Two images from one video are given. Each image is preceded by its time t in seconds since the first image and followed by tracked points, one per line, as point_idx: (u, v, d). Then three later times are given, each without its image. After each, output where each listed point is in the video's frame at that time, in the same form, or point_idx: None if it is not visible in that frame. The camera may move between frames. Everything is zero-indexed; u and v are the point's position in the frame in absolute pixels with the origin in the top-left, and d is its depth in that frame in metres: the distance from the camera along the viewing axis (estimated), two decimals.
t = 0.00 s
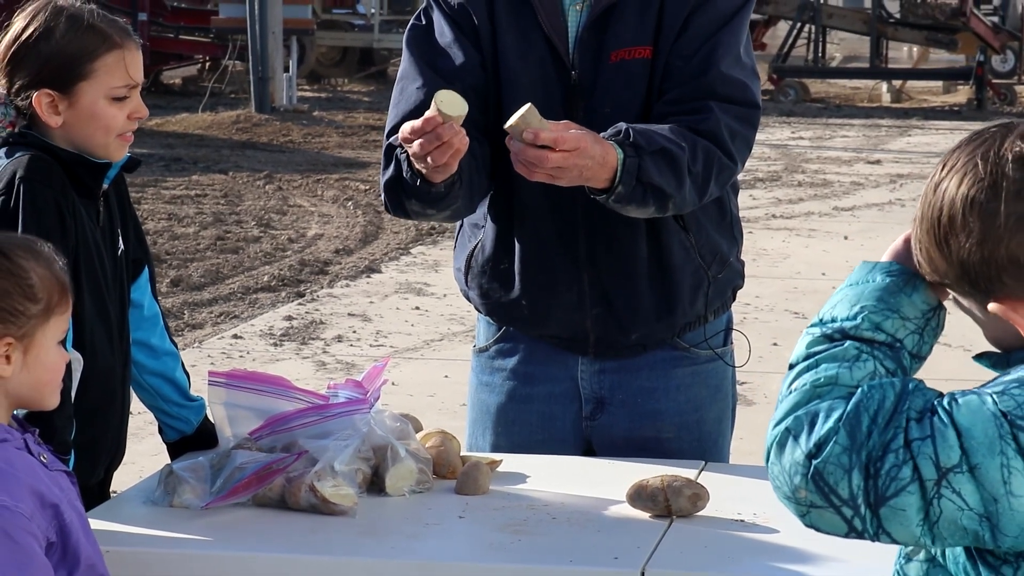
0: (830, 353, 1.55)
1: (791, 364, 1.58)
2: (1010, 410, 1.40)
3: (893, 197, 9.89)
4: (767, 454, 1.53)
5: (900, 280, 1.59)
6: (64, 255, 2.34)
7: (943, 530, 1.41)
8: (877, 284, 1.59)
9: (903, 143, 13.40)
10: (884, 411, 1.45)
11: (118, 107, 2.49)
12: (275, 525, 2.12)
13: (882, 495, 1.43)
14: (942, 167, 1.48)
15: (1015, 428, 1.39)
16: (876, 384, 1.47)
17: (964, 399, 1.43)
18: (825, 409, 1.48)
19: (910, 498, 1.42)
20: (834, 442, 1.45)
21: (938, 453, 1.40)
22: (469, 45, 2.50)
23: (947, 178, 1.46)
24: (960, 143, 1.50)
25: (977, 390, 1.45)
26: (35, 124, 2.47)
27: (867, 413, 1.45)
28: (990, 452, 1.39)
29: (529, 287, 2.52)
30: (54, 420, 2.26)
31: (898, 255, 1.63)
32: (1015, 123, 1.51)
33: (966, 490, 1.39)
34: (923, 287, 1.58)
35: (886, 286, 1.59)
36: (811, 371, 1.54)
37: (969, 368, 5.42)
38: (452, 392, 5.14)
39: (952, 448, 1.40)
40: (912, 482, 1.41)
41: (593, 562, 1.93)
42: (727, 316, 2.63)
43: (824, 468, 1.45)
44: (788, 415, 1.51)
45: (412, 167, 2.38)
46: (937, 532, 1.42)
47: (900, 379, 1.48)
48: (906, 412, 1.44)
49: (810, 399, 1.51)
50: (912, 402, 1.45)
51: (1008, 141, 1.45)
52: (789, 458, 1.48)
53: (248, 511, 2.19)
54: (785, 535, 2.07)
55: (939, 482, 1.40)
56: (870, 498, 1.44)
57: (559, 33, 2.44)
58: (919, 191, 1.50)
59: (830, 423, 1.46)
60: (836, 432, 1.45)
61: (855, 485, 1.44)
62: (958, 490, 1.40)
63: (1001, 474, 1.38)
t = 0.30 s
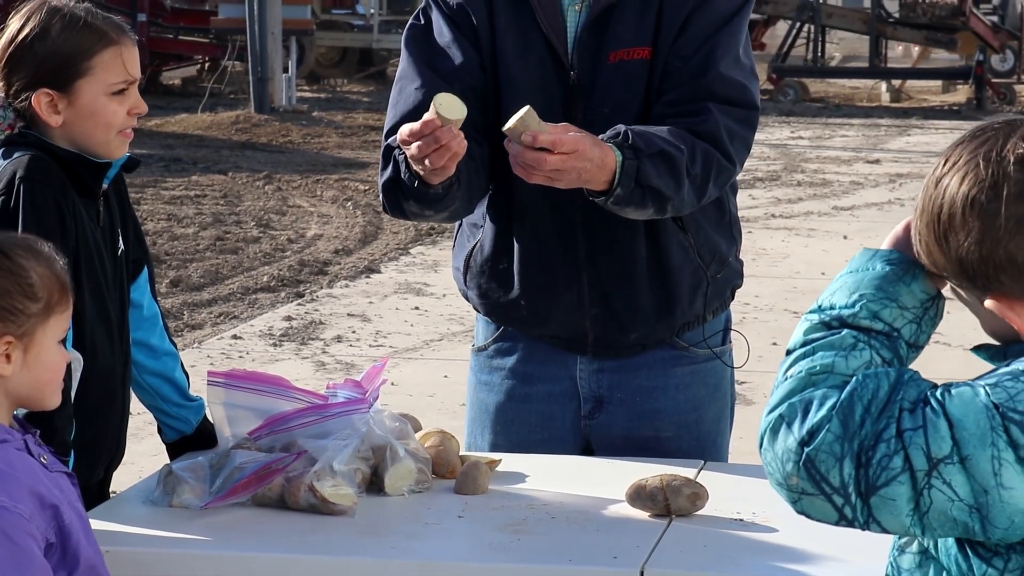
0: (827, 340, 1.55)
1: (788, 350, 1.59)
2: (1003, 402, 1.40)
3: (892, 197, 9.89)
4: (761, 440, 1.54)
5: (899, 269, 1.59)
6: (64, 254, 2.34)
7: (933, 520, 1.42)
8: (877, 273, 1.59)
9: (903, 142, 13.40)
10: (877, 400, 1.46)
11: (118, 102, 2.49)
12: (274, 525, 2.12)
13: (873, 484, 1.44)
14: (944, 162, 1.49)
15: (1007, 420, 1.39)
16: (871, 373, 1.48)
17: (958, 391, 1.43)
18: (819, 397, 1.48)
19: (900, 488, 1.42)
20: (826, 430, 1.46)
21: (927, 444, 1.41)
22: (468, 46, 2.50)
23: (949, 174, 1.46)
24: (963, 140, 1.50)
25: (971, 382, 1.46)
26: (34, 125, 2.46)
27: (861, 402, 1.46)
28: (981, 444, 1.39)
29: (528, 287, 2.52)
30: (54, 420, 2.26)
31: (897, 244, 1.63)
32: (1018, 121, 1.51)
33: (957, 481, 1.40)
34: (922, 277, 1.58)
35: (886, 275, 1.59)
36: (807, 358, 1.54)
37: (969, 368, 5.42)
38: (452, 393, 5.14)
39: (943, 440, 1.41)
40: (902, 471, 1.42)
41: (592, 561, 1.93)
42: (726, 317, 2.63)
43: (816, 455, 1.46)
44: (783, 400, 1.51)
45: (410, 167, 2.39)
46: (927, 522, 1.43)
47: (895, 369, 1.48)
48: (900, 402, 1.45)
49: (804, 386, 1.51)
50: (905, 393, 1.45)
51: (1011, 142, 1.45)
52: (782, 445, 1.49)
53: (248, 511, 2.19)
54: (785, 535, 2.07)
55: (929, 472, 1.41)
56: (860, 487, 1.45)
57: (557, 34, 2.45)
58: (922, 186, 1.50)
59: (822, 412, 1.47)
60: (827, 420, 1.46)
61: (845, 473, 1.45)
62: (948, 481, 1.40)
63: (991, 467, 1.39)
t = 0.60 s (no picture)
0: (827, 339, 1.55)
1: (788, 350, 1.59)
2: (1005, 399, 1.41)
3: (891, 196, 9.89)
4: (761, 439, 1.53)
5: (897, 268, 1.59)
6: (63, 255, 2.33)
7: (936, 518, 1.43)
8: (876, 272, 1.59)
9: (902, 142, 13.40)
10: (879, 397, 1.46)
11: (116, 100, 2.49)
12: (273, 525, 2.12)
13: (876, 482, 1.44)
14: (942, 158, 1.49)
15: (1009, 418, 1.40)
16: (872, 371, 1.48)
17: (960, 388, 1.44)
18: (820, 395, 1.48)
19: (903, 486, 1.43)
20: (828, 428, 1.46)
21: (930, 441, 1.41)
22: (467, 45, 2.50)
23: (946, 170, 1.46)
24: (960, 136, 1.50)
25: (972, 380, 1.46)
26: (32, 125, 2.46)
27: (862, 400, 1.46)
28: (984, 440, 1.40)
29: (528, 288, 2.52)
30: (54, 421, 2.26)
31: (895, 244, 1.63)
32: (1015, 117, 1.51)
33: (959, 478, 1.41)
34: (920, 276, 1.58)
35: (884, 274, 1.59)
36: (808, 357, 1.54)
37: (968, 367, 5.42)
38: (451, 393, 5.14)
39: (947, 436, 1.41)
40: (906, 468, 1.42)
41: (591, 561, 1.93)
42: (725, 316, 2.63)
43: (818, 453, 1.45)
44: (784, 399, 1.51)
45: (408, 166, 2.38)
46: (929, 520, 1.43)
47: (896, 367, 1.49)
48: (901, 400, 1.45)
49: (804, 384, 1.51)
50: (907, 391, 1.46)
51: (1008, 137, 1.45)
52: (783, 443, 1.49)
53: (247, 511, 2.19)
54: (784, 534, 2.07)
55: (931, 469, 1.41)
56: (863, 485, 1.44)
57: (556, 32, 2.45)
58: (919, 183, 1.50)
59: (824, 409, 1.47)
60: (829, 417, 1.46)
61: (847, 471, 1.45)
62: (951, 478, 1.41)
63: (994, 463, 1.39)
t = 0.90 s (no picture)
0: (827, 341, 1.55)
1: (787, 352, 1.59)
2: (1007, 398, 1.42)
3: (891, 197, 9.89)
4: (762, 440, 1.53)
5: (895, 270, 1.59)
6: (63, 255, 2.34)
7: (939, 517, 1.43)
8: (873, 274, 1.59)
9: (901, 143, 13.40)
10: (881, 396, 1.46)
11: (113, 98, 2.49)
12: (273, 526, 2.12)
13: (879, 482, 1.44)
14: (940, 159, 1.49)
15: (1012, 416, 1.40)
16: (873, 371, 1.48)
17: (962, 388, 1.44)
18: (822, 396, 1.48)
19: (906, 486, 1.43)
20: (831, 429, 1.46)
21: (933, 440, 1.42)
22: (466, 46, 2.50)
23: (946, 170, 1.47)
24: (958, 137, 1.50)
25: (974, 380, 1.46)
26: (30, 128, 2.46)
27: (865, 400, 1.46)
28: (987, 439, 1.40)
29: (529, 290, 2.52)
30: (53, 421, 2.26)
31: (891, 247, 1.63)
32: (1014, 117, 1.51)
33: (963, 477, 1.41)
34: (918, 278, 1.58)
35: (882, 276, 1.59)
36: (808, 358, 1.54)
37: (967, 369, 5.42)
38: (450, 393, 5.14)
39: (950, 435, 1.41)
40: (909, 467, 1.42)
41: (589, 562, 1.93)
42: (724, 317, 2.63)
43: (821, 453, 1.45)
44: (785, 400, 1.51)
45: (408, 166, 2.39)
46: (932, 520, 1.43)
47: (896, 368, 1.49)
48: (904, 399, 1.46)
49: (806, 386, 1.51)
50: (909, 390, 1.46)
51: (1007, 136, 1.46)
52: (786, 444, 1.49)
53: (245, 512, 2.19)
54: (783, 535, 2.07)
55: (935, 469, 1.42)
56: (867, 484, 1.45)
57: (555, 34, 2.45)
58: (917, 184, 1.50)
59: (826, 410, 1.47)
60: (832, 417, 1.46)
61: (851, 471, 1.45)
62: (954, 477, 1.41)
63: (998, 462, 1.40)
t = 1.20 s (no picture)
0: (825, 343, 1.55)
1: (785, 354, 1.59)
2: (1004, 400, 1.41)
3: (889, 198, 9.89)
4: (761, 442, 1.54)
5: (894, 271, 1.59)
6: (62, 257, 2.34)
7: (936, 520, 1.43)
8: (872, 276, 1.59)
9: (900, 144, 13.41)
10: (878, 399, 1.46)
11: (110, 99, 2.49)
12: (271, 528, 2.12)
13: (876, 484, 1.44)
14: (941, 159, 1.49)
15: (1010, 418, 1.40)
16: (871, 373, 1.48)
17: (960, 390, 1.44)
18: (820, 398, 1.49)
19: (904, 489, 1.43)
20: (829, 432, 1.46)
21: (931, 443, 1.42)
22: (461, 52, 2.50)
23: (946, 170, 1.47)
24: (959, 136, 1.50)
25: (972, 382, 1.46)
26: (27, 129, 2.46)
27: (862, 402, 1.46)
28: (985, 442, 1.40)
29: (528, 297, 2.51)
30: (50, 423, 2.26)
31: (890, 248, 1.63)
32: (1015, 117, 1.51)
33: (961, 479, 1.41)
34: (917, 279, 1.58)
35: (881, 277, 1.59)
36: (806, 360, 1.54)
37: (966, 370, 5.42)
38: (449, 395, 5.14)
39: (947, 437, 1.41)
40: (907, 470, 1.42)
41: (588, 563, 1.94)
42: (722, 318, 2.63)
43: (819, 456, 1.46)
44: (783, 402, 1.51)
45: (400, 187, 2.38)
46: (930, 522, 1.43)
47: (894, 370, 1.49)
48: (901, 402, 1.46)
49: (804, 388, 1.52)
50: (906, 393, 1.46)
51: (1009, 136, 1.46)
52: (783, 447, 1.49)
53: (244, 514, 2.19)
54: (781, 536, 2.07)
55: (932, 471, 1.42)
56: (865, 488, 1.45)
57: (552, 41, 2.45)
58: (917, 183, 1.50)
59: (823, 413, 1.47)
60: (829, 420, 1.46)
61: (849, 474, 1.45)
62: (952, 480, 1.41)
63: (995, 464, 1.40)
